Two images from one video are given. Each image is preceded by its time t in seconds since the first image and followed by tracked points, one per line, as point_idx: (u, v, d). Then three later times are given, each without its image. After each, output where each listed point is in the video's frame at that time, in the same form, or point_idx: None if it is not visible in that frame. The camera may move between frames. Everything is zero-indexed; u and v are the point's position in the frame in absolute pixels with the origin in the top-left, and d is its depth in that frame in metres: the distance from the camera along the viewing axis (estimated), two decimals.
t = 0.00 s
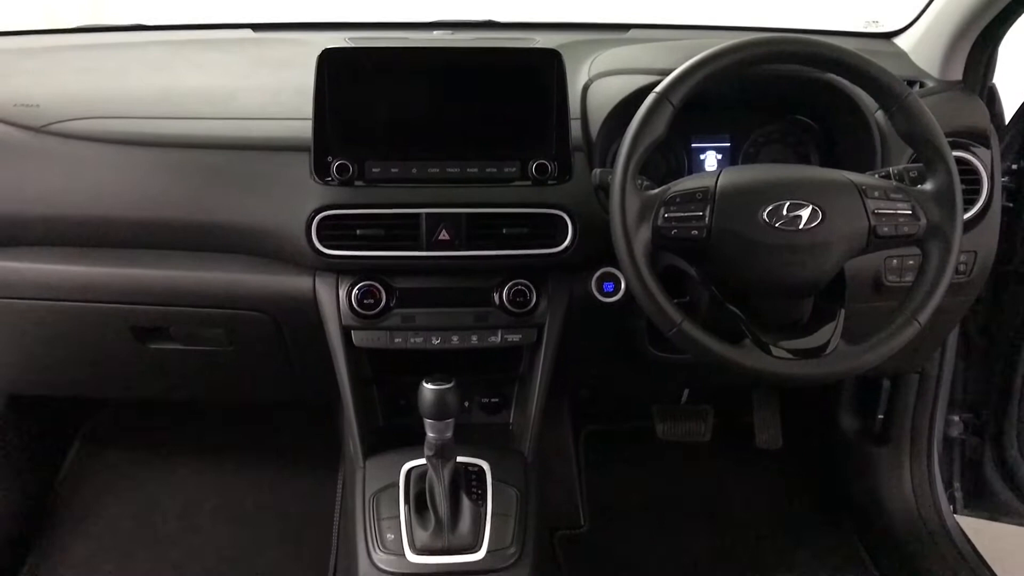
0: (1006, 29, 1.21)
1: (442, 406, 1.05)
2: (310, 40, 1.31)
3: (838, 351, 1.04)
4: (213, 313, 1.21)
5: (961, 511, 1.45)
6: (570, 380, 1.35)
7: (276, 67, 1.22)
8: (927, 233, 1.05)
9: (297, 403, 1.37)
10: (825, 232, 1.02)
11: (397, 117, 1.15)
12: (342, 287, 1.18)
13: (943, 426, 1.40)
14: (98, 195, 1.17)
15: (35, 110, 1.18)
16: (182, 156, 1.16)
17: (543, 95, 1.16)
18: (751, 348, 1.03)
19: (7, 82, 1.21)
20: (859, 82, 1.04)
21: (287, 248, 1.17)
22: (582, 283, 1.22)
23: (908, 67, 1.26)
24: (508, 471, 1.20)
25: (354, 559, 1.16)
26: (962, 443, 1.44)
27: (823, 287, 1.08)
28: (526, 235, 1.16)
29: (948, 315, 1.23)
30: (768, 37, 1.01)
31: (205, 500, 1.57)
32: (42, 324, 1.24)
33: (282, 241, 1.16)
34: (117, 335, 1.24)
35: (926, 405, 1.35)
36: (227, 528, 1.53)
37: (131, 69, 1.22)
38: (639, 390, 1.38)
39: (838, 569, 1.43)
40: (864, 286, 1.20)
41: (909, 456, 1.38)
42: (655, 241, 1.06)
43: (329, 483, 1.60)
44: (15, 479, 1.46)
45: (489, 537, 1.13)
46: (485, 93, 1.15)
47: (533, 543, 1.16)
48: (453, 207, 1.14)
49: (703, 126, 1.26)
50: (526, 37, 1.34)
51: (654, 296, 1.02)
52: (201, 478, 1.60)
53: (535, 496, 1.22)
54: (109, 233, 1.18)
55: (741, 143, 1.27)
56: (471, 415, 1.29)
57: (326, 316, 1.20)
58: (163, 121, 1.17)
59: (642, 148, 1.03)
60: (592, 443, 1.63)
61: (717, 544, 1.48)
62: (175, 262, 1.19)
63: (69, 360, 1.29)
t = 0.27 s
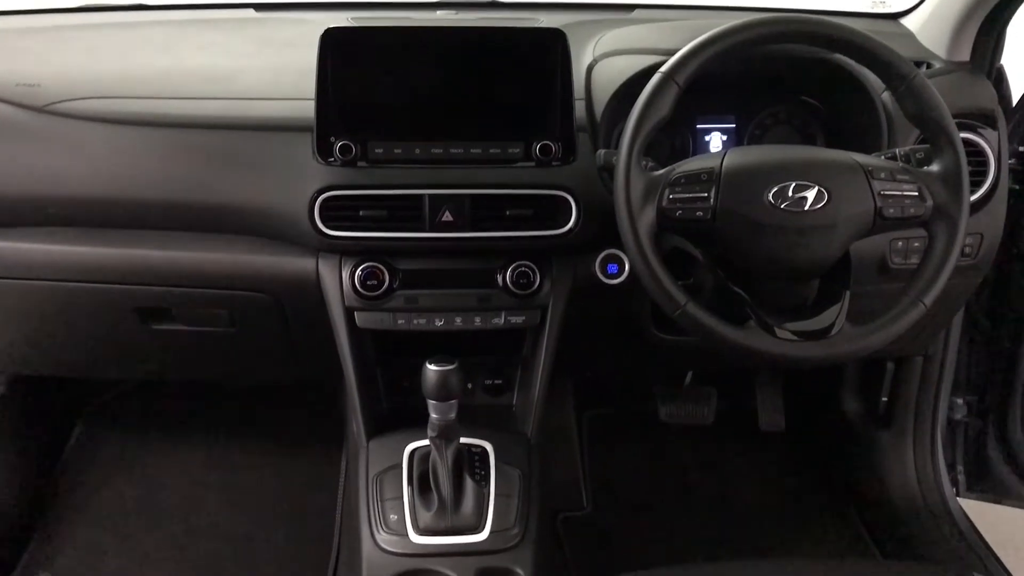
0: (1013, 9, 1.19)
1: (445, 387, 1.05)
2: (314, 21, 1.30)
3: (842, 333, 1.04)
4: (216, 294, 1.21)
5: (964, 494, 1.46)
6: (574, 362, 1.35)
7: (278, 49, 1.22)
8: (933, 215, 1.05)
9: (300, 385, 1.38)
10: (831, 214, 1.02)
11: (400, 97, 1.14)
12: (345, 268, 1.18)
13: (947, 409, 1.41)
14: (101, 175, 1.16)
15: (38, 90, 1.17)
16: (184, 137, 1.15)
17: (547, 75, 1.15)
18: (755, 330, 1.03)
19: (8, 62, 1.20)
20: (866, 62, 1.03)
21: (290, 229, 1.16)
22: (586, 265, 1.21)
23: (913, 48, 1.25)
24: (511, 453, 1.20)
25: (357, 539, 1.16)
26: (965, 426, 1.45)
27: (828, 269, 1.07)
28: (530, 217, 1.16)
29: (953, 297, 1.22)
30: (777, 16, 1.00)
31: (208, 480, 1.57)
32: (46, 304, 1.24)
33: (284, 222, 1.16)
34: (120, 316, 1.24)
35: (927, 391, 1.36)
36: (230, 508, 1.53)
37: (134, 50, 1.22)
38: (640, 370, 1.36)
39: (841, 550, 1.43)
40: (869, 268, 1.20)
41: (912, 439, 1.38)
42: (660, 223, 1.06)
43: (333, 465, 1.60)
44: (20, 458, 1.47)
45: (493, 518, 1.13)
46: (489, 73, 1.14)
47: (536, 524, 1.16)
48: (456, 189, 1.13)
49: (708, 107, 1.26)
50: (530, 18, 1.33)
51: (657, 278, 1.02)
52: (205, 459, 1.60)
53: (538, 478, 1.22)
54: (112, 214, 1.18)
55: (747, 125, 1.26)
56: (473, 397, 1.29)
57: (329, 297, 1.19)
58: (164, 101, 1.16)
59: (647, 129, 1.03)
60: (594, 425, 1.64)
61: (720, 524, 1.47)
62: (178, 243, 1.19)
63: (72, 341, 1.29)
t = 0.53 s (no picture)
0: None
1: (448, 366, 1.05)
2: None
3: (848, 312, 1.03)
4: (218, 272, 1.20)
5: (967, 474, 1.46)
6: (577, 342, 1.35)
7: (279, 25, 1.22)
8: (940, 193, 1.04)
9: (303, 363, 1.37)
10: (837, 192, 1.01)
11: (403, 73, 1.13)
12: (347, 247, 1.17)
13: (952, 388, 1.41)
14: (102, 152, 1.15)
15: (38, 67, 1.16)
16: (187, 114, 1.14)
17: (551, 51, 1.14)
18: (760, 309, 1.03)
19: (7, 38, 1.19)
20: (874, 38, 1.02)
21: (293, 207, 1.16)
22: (590, 244, 1.21)
23: (923, 24, 1.22)
24: (514, 432, 1.21)
25: (361, 517, 1.16)
26: (969, 406, 1.45)
27: (834, 248, 1.06)
28: (534, 195, 1.15)
29: (958, 277, 1.21)
30: None
31: (212, 459, 1.57)
32: (49, 282, 1.23)
33: (287, 200, 1.15)
34: (123, 295, 1.24)
35: (931, 369, 1.35)
36: (234, 487, 1.53)
37: (136, 27, 1.21)
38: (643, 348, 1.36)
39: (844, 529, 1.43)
40: (875, 248, 1.19)
41: (916, 417, 1.38)
42: (666, 201, 1.05)
43: (336, 443, 1.60)
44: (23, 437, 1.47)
45: (496, 496, 1.13)
46: (493, 49, 1.13)
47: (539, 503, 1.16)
48: (459, 166, 1.12)
49: (713, 84, 1.24)
50: None
51: (662, 257, 1.01)
52: (208, 438, 1.61)
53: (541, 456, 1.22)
54: (117, 192, 1.17)
55: (753, 104, 1.25)
56: (476, 376, 1.29)
57: (332, 275, 1.19)
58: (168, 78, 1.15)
59: (653, 106, 1.02)
60: (597, 405, 1.64)
61: (723, 504, 1.48)
62: (180, 221, 1.19)
63: (74, 319, 1.28)
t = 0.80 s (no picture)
0: None
1: (452, 342, 1.04)
2: None
3: (854, 287, 1.03)
4: (221, 247, 1.20)
5: (969, 452, 1.44)
6: (581, 319, 1.35)
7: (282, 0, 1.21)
8: (948, 167, 1.03)
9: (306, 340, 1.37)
10: (845, 165, 1.00)
11: (406, 47, 1.12)
12: (351, 222, 1.17)
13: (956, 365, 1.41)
14: (103, 127, 1.15)
15: (40, 40, 1.15)
16: (189, 88, 1.14)
17: (556, 25, 1.13)
18: (766, 284, 1.02)
19: (8, 12, 1.18)
20: (881, 11, 1.01)
21: (295, 182, 1.15)
22: (594, 220, 1.20)
23: None
24: (518, 408, 1.21)
25: (365, 491, 1.16)
26: (973, 384, 1.44)
27: (840, 222, 1.06)
28: (538, 169, 1.14)
29: (964, 253, 1.21)
30: None
31: (215, 436, 1.58)
32: (52, 257, 1.23)
33: (290, 175, 1.14)
34: (126, 270, 1.24)
35: (935, 350, 1.35)
36: (238, 463, 1.53)
37: (138, 2, 1.21)
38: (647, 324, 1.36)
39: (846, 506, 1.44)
40: (881, 224, 1.19)
41: (920, 385, 1.38)
42: (671, 175, 1.04)
43: (340, 420, 1.61)
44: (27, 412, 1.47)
45: (500, 472, 1.13)
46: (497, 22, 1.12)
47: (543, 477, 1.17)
48: (463, 140, 1.11)
49: (720, 59, 1.23)
50: None
51: (668, 231, 1.01)
52: (212, 414, 1.61)
53: (545, 432, 1.22)
54: (119, 167, 1.17)
55: (758, 78, 1.24)
56: (479, 352, 1.29)
57: (335, 250, 1.18)
58: (170, 52, 1.14)
59: (658, 79, 1.01)
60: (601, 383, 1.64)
61: (726, 481, 1.48)
62: (181, 196, 1.18)
63: (77, 295, 1.28)
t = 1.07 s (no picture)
0: None
1: (454, 317, 1.03)
2: None
3: (858, 263, 1.03)
4: (221, 223, 1.19)
5: (971, 427, 1.44)
6: (583, 294, 1.34)
7: None
8: (954, 141, 1.02)
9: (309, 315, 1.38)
10: (850, 139, 0.99)
11: (407, 19, 1.10)
12: (352, 197, 1.16)
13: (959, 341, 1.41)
14: (102, 101, 1.14)
15: (37, 12, 1.14)
16: (189, 62, 1.13)
17: None
18: (770, 260, 1.02)
19: None
20: None
21: (296, 157, 1.14)
22: (597, 195, 1.20)
23: None
24: (520, 383, 1.21)
25: (367, 466, 1.17)
26: (976, 360, 1.45)
27: (846, 197, 1.05)
28: (541, 144, 1.13)
29: (969, 228, 1.20)
30: None
31: (218, 412, 1.58)
32: (53, 233, 1.22)
33: (290, 150, 1.14)
34: (127, 246, 1.23)
35: (938, 334, 1.33)
36: (240, 439, 1.53)
37: None
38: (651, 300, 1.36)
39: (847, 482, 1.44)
40: (885, 199, 1.18)
41: (923, 368, 1.37)
42: (675, 149, 1.04)
43: (342, 395, 1.61)
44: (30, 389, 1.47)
45: (502, 447, 1.14)
46: None
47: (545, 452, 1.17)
48: (464, 114, 1.10)
49: (725, 32, 1.22)
50: None
51: (671, 205, 1.00)
52: (215, 390, 1.61)
53: (547, 407, 1.22)
54: (119, 142, 1.16)
55: (763, 51, 1.23)
56: (481, 328, 1.29)
57: (336, 225, 1.17)
58: (171, 25, 1.13)
59: (662, 52, 1.00)
60: (603, 359, 1.64)
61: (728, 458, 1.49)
62: (181, 171, 1.17)
63: (78, 270, 1.28)
